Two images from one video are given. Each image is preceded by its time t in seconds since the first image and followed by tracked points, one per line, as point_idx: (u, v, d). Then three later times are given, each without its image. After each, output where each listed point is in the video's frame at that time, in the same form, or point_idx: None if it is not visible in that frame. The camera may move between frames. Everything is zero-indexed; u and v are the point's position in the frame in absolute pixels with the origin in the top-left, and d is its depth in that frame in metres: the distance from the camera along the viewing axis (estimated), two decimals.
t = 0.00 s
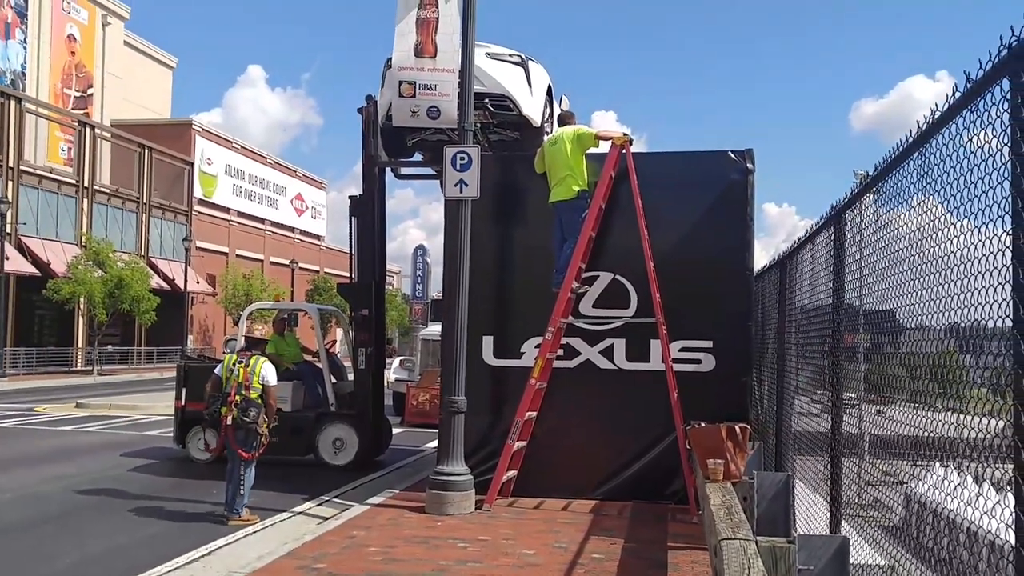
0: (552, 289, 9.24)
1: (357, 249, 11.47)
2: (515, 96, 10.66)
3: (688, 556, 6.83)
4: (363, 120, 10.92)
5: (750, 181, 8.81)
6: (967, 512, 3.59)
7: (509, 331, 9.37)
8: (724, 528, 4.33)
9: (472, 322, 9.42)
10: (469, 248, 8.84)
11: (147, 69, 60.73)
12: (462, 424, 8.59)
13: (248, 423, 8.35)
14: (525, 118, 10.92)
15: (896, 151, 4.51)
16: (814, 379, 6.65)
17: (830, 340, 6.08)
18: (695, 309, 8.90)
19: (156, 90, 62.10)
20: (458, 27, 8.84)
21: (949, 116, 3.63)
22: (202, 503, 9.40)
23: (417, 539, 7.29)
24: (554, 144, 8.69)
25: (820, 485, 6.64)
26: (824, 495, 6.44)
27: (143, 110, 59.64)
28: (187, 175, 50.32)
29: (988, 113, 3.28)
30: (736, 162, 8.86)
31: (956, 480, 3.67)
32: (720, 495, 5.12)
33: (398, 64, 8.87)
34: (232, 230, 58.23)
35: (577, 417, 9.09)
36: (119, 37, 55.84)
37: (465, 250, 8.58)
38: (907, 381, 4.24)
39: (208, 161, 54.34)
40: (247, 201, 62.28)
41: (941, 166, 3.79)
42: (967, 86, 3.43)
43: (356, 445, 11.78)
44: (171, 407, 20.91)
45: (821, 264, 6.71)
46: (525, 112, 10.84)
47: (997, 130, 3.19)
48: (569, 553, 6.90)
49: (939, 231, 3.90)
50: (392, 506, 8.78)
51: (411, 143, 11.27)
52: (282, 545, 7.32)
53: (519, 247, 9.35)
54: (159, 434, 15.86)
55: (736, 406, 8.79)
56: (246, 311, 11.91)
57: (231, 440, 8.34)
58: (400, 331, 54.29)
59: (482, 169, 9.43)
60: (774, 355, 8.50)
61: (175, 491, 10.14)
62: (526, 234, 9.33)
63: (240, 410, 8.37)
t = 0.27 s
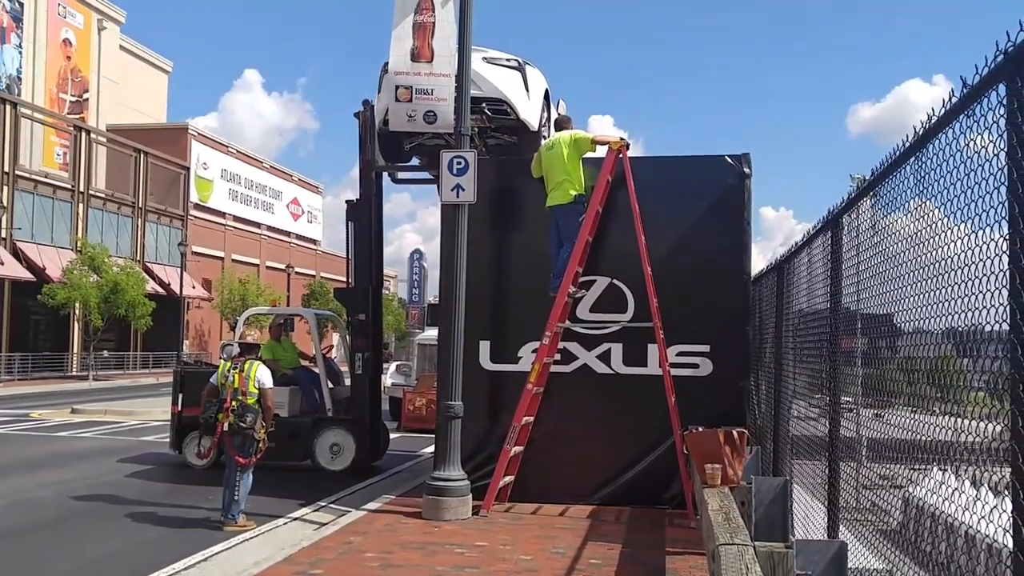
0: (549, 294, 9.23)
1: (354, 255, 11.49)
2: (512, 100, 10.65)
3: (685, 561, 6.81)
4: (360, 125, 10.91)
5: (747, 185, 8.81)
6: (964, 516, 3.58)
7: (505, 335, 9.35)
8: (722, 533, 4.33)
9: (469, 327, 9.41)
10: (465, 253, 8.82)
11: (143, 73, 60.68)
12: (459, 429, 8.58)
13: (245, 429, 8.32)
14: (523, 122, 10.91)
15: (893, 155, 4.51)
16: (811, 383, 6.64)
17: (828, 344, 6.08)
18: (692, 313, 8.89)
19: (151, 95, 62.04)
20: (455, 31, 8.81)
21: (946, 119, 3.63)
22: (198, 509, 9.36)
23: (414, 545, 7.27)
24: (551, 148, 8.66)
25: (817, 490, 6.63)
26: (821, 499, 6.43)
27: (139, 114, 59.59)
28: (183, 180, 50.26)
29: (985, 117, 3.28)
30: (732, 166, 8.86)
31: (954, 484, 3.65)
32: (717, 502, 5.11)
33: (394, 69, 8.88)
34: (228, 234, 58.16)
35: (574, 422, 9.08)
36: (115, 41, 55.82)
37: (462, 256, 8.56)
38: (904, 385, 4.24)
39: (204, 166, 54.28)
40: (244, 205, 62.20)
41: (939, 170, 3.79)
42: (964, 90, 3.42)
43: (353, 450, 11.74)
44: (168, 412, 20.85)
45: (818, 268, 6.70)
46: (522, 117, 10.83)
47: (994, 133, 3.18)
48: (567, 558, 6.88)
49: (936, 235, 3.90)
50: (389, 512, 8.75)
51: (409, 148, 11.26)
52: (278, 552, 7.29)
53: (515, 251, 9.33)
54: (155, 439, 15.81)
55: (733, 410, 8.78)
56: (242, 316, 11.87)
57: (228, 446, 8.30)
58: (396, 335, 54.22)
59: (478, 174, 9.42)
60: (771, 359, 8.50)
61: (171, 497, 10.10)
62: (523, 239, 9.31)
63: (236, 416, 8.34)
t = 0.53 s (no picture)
0: (547, 301, 9.24)
1: (353, 262, 11.48)
2: (511, 108, 10.67)
3: (685, 568, 6.80)
4: (360, 131, 10.93)
5: (745, 192, 8.82)
6: (963, 522, 3.59)
7: (504, 342, 9.35)
8: (721, 540, 4.34)
9: (468, 334, 9.41)
10: (464, 260, 8.83)
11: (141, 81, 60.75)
12: (458, 436, 8.57)
13: (245, 436, 8.34)
14: (522, 130, 10.93)
15: (891, 162, 4.53)
16: (810, 390, 6.65)
17: (826, 350, 6.08)
18: (691, 320, 8.89)
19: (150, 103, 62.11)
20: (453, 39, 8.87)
21: (943, 126, 3.65)
22: (197, 517, 9.34)
23: (413, 552, 7.26)
24: (550, 155, 8.63)
25: (816, 497, 6.62)
26: (820, 505, 6.42)
27: (137, 122, 59.61)
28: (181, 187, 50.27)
29: (982, 124, 3.29)
30: (730, 173, 8.87)
31: (952, 491, 3.66)
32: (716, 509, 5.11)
33: (393, 76, 8.89)
34: (226, 242, 58.15)
35: (573, 429, 9.07)
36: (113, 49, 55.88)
37: (461, 262, 8.57)
38: (903, 391, 4.24)
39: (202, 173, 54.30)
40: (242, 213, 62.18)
41: (936, 177, 3.80)
42: (960, 98, 3.44)
43: (351, 457, 11.71)
44: (166, 419, 20.81)
45: (817, 275, 6.72)
46: (521, 124, 10.85)
47: (991, 140, 3.20)
48: (566, 565, 6.88)
49: (934, 241, 3.91)
50: (387, 519, 8.74)
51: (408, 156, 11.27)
52: (277, 559, 7.28)
53: (514, 258, 9.34)
54: (154, 447, 15.79)
55: (732, 417, 8.77)
56: (242, 324, 11.87)
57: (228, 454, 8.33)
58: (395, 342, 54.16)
59: (477, 181, 9.43)
60: (769, 365, 8.50)
61: (170, 505, 10.08)
62: (522, 246, 9.32)
63: (235, 424, 8.34)
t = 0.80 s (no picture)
0: (545, 303, 9.24)
1: (352, 263, 11.44)
2: (511, 110, 10.67)
3: (682, 571, 6.80)
4: (359, 133, 10.93)
5: (743, 194, 8.83)
6: (961, 525, 3.59)
7: (502, 344, 9.35)
8: (719, 542, 4.35)
9: (465, 336, 9.41)
10: (462, 262, 8.84)
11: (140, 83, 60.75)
12: (456, 438, 8.57)
13: (242, 439, 8.30)
14: (521, 132, 10.93)
15: (888, 164, 4.53)
16: (807, 392, 6.65)
17: (824, 352, 6.09)
18: (689, 322, 8.90)
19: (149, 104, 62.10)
20: (451, 42, 8.87)
21: (940, 129, 3.65)
22: (194, 519, 9.34)
23: (411, 554, 7.26)
24: (547, 157, 8.67)
25: (814, 499, 6.62)
26: (818, 508, 6.42)
27: (136, 123, 59.62)
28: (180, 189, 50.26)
29: (978, 126, 3.30)
30: (728, 175, 8.88)
31: (950, 493, 3.65)
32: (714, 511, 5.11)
33: (391, 79, 8.91)
34: (225, 244, 58.14)
35: (571, 431, 9.08)
36: (112, 51, 55.89)
37: (459, 264, 8.58)
38: (900, 394, 4.24)
39: (201, 175, 54.29)
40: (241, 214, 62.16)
41: (933, 179, 3.81)
42: (956, 100, 3.45)
43: (350, 459, 11.70)
44: (164, 421, 20.80)
45: (814, 277, 6.72)
46: (520, 126, 10.85)
47: (987, 142, 3.20)
48: (564, 567, 6.88)
49: (931, 243, 3.92)
50: (385, 521, 8.74)
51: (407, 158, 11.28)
52: (275, 561, 7.28)
53: (512, 260, 9.34)
54: (151, 449, 15.77)
55: (730, 419, 8.78)
56: (240, 325, 11.86)
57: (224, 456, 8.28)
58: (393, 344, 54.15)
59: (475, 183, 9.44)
60: (767, 368, 8.50)
61: (167, 507, 10.08)
62: (520, 248, 9.33)
63: (233, 426, 8.32)
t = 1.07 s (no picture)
0: (548, 309, 9.25)
1: (357, 269, 11.46)
2: (515, 116, 10.69)
3: None
4: (364, 139, 10.97)
5: (746, 202, 8.84)
6: (964, 533, 3.59)
7: (505, 350, 9.36)
8: (722, 549, 4.36)
9: (468, 342, 9.42)
10: (465, 268, 8.86)
11: (144, 88, 60.89)
12: (458, 444, 8.58)
13: (244, 444, 8.32)
14: (526, 138, 10.95)
15: (891, 173, 4.55)
16: (810, 400, 6.65)
17: (826, 360, 6.10)
18: (692, 329, 8.91)
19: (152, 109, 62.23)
20: (454, 49, 8.92)
21: (943, 138, 3.67)
22: (196, 523, 9.35)
23: (413, 560, 7.27)
24: (551, 164, 8.67)
25: (816, 507, 6.62)
26: (820, 515, 6.42)
27: (140, 128, 59.74)
28: (183, 193, 50.34)
29: (981, 136, 3.31)
30: (731, 182, 8.89)
31: (953, 501, 3.66)
32: (716, 518, 5.12)
33: (396, 85, 8.90)
34: (228, 248, 58.21)
35: (573, 437, 9.08)
36: (116, 56, 56.05)
37: (462, 270, 8.60)
38: (903, 402, 4.24)
39: (204, 180, 54.39)
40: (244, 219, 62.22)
41: (935, 188, 3.82)
42: (959, 110, 3.46)
43: (354, 464, 11.70)
44: (166, 426, 20.80)
45: (817, 285, 6.73)
46: (525, 133, 10.87)
47: (990, 151, 3.21)
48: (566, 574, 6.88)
49: (933, 251, 3.93)
50: (387, 527, 8.75)
51: (411, 164, 11.30)
52: (277, 566, 7.29)
53: (515, 266, 9.36)
54: (153, 453, 15.79)
55: (732, 426, 8.78)
56: (244, 330, 11.90)
57: (227, 461, 8.30)
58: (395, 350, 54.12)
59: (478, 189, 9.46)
60: (770, 375, 8.51)
61: (170, 511, 10.08)
62: (522, 254, 9.34)
63: (236, 431, 8.34)
